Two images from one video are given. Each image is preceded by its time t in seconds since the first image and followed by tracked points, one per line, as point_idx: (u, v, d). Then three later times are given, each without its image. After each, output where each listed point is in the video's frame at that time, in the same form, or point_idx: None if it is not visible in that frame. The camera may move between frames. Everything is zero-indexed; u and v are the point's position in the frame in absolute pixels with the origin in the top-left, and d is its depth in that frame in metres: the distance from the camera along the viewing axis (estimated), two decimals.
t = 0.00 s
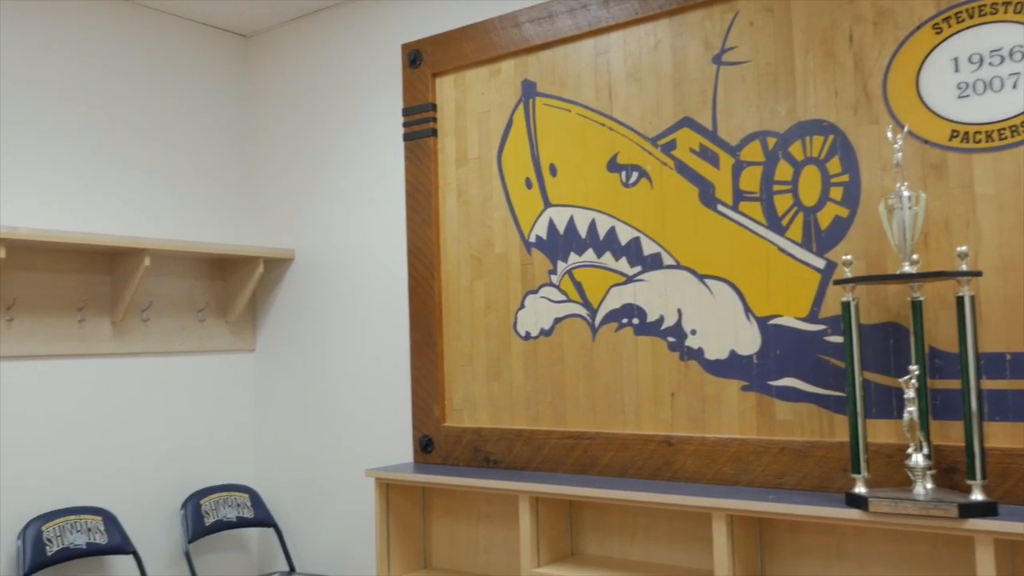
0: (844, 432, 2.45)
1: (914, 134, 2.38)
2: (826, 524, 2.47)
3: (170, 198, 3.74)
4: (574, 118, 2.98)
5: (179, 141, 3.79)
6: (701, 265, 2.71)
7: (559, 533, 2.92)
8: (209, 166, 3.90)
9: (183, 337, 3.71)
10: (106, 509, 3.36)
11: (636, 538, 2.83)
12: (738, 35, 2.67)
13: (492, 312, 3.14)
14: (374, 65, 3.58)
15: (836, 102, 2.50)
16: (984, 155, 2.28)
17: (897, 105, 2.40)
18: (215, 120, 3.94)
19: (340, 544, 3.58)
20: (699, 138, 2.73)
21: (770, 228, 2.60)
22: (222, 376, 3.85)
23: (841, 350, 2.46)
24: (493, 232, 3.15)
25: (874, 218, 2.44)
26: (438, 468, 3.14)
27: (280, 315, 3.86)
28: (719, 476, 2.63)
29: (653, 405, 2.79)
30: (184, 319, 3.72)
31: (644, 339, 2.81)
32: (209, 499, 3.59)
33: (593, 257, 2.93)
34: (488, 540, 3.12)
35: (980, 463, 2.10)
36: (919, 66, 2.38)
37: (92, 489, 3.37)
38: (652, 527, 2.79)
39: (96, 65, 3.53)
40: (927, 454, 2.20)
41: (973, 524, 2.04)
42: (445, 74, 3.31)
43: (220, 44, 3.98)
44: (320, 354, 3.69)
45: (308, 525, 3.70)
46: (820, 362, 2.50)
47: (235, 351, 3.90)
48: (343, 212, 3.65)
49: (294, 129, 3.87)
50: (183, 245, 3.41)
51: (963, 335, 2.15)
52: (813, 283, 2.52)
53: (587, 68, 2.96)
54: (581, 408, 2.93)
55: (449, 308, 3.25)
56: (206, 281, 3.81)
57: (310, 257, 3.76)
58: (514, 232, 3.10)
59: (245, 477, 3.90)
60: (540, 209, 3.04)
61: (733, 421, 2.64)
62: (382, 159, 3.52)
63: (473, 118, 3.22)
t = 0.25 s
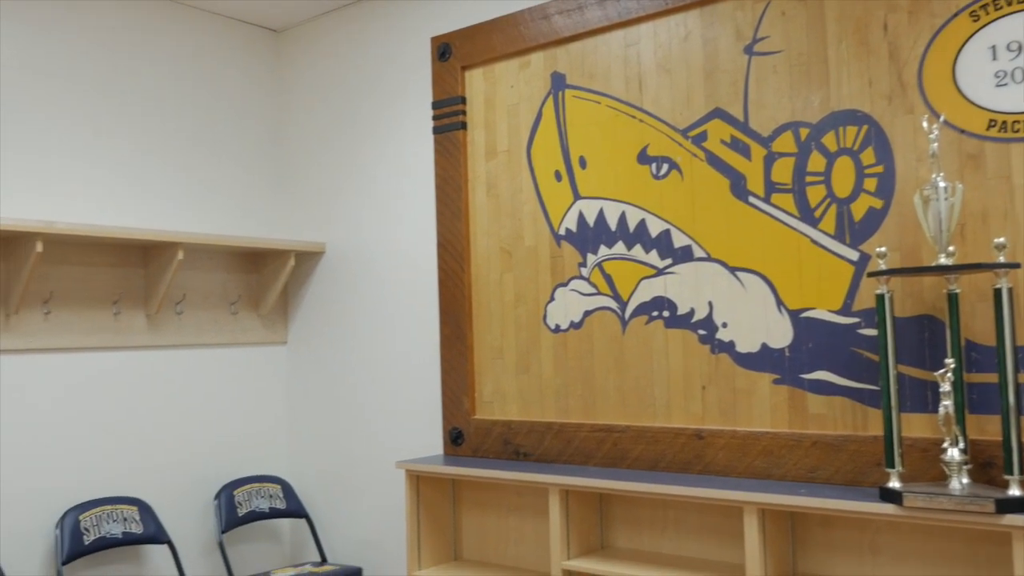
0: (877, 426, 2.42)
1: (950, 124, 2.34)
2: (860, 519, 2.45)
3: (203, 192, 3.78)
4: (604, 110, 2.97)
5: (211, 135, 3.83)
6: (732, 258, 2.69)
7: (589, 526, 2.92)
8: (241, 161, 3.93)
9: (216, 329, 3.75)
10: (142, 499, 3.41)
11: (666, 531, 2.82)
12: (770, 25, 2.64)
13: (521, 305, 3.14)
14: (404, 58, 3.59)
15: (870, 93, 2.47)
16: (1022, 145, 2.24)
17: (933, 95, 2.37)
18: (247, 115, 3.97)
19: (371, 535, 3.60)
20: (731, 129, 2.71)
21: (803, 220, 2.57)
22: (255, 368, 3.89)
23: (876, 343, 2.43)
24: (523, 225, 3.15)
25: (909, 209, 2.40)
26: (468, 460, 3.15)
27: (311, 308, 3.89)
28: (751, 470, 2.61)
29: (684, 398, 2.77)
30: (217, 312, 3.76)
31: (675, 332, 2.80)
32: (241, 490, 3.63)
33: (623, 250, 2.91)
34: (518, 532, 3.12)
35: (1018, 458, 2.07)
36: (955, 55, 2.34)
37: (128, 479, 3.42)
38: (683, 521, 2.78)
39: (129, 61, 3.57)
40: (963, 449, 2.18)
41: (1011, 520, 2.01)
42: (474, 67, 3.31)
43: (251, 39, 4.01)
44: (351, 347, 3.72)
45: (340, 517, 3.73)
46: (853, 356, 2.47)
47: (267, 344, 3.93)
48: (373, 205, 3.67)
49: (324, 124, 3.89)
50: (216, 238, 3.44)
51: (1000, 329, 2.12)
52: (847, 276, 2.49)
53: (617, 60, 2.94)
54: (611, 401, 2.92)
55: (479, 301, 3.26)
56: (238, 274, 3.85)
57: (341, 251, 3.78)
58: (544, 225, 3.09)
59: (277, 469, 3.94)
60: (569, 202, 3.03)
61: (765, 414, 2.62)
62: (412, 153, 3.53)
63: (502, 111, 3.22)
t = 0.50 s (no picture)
0: (911, 419, 2.39)
1: (987, 113, 2.30)
2: (893, 514, 2.42)
3: (235, 186, 3.82)
4: (633, 101, 2.95)
5: (242, 129, 3.86)
6: (763, 249, 2.67)
7: (619, 518, 2.91)
8: (272, 155, 3.96)
9: (248, 321, 3.78)
10: (176, 489, 3.46)
11: (696, 524, 2.81)
12: (802, 14, 2.61)
13: (550, 297, 3.14)
14: (433, 51, 3.59)
15: (904, 81, 2.43)
16: None
17: (969, 83, 2.33)
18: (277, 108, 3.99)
19: (401, 526, 3.62)
20: (762, 120, 2.68)
21: (835, 211, 2.54)
22: (286, 360, 3.92)
23: (910, 335, 2.41)
24: (552, 217, 3.14)
25: (944, 200, 2.37)
26: (497, 452, 3.15)
27: (342, 301, 3.92)
28: (782, 463, 2.59)
29: (714, 391, 2.76)
30: (249, 304, 3.79)
31: (705, 324, 2.78)
32: (273, 480, 3.66)
33: (653, 241, 2.90)
34: (547, 524, 3.13)
35: None
36: (992, 42, 2.29)
37: (162, 469, 3.47)
38: (713, 514, 2.77)
39: (160, 56, 3.61)
40: (999, 443, 2.14)
41: None
42: (503, 59, 3.31)
43: (281, 33, 4.04)
44: (381, 339, 3.74)
45: (370, 508, 3.75)
46: (887, 348, 2.44)
47: (299, 336, 3.97)
48: (403, 198, 3.68)
49: (354, 117, 3.91)
50: (248, 232, 3.47)
51: None
52: (880, 267, 2.46)
53: (647, 50, 2.92)
54: (641, 393, 2.91)
55: (508, 293, 3.26)
56: (270, 267, 3.88)
57: (370, 243, 3.80)
58: (573, 217, 3.09)
59: (309, 460, 3.97)
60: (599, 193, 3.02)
61: (796, 407, 2.59)
62: (441, 145, 3.54)
63: (531, 102, 3.21)
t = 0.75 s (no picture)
0: (952, 413, 2.36)
1: None
2: (933, 509, 2.39)
3: (271, 180, 3.85)
4: (668, 91, 2.93)
5: (277, 124, 3.89)
6: (800, 240, 2.64)
7: (654, 511, 2.90)
8: (307, 148, 3.99)
9: (284, 314, 3.82)
10: (214, 479, 3.50)
11: (732, 518, 2.79)
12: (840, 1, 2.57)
13: (585, 289, 3.13)
14: (466, 43, 3.59)
15: (945, 69, 2.39)
16: None
17: (1013, 70, 2.28)
18: (311, 102, 4.02)
19: (436, 518, 3.64)
20: (799, 109, 2.65)
21: (874, 201, 2.50)
22: (322, 352, 3.95)
23: (951, 328, 2.37)
24: (586, 209, 3.13)
25: (987, 190, 2.32)
26: (532, 444, 3.16)
27: (376, 294, 3.94)
28: (819, 457, 2.56)
29: (750, 384, 2.74)
30: (285, 297, 3.83)
31: (741, 316, 2.76)
32: (310, 471, 3.67)
33: (688, 233, 2.88)
34: (582, 517, 3.13)
35: None
36: None
37: (200, 460, 3.51)
38: (749, 508, 2.75)
39: (197, 51, 3.65)
40: None
41: None
42: (536, 50, 3.29)
43: (315, 28, 4.06)
44: (415, 332, 3.76)
45: (405, 499, 3.78)
46: (927, 341, 2.41)
47: (334, 328, 4.00)
48: (437, 191, 3.69)
49: (388, 110, 3.92)
50: (283, 225, 3.50)
51: None
52: (920, 259, 2.42)
53: (681, 40, 2.90)
54: (676, 386, 2.89)
55: (542, 285, 3.26)
56: (306, 260, 3.91)
57: (405, 237, 3.81)
58: (607, 209, 3.07)
59: (345, 451, 4.01)
60: (633, 185, 3.01)
61: (834, 400, 2.57)
62: (475, 138, 3.54)
63: (565, 94, 3.20)
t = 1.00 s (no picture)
0: (997, 407, 2.31)
1: None
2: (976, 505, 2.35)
3: (308, 174, 3.88)
4: (706, 82, 2.90)
5: (315, 117, 3.92)
6: (840, 232, 2.60)
7: (691, 505, 2.89)
8: (345, 142, 4.01)
9: (322, 306, 3.85)
10: (254, 469, 3.55)
11: (770, 512, 2.77)
12: None
13: (621, 281, 3.11)
14: (502, 35, 3.58)
15: (991, 57, 2.34)
16: None
17: None
18: (348, 96, 4.04)
19: (473, 509, 3.65)
20: (839, 99, 2.61)
21: (916, 192, 2.46)
22: (360, 344, 3.98)
23: (995, 320, 2.33)
24: (623, 200, 3.11)
25: None
26: (568, 437, 3.15)
27: (413, 286, 3.96)
28: (859, 451, 2.53)
29: (789, 377, 2.71)
30: (322, 290, 3.86)
31: (780, 309, 2.73)
32: (348, 462, 3.69)
33: (726, 225, 2.85)
34: (619, 510, 3.12)
35: None
36: None
37: (240, 450, 3.56)
38: (787, 502, 2.73)
39: (235, 46, 3.68)
40: None
41: None
42: (573, 42, 3.28)
43: (353, 22, 4.08)
44: (451, 325, 3.77)
45: (442, 490, 3.80)
46: (971, 334, 2.37)
47: (372, 320, 4.02)
48: (473, 183, 3.70)
49: (425, 102, 3.93)
50: (321, 218, 3.53)
51: None
52: (965, 250, 2.38)
53: (720, 30, 2.87)
54: (714, 379, 2.87)
55: (578, 278, 3.25)
56: (343, 253, 3.94)
57: (441, 229, 3.83)
58: (644, 200, 3.05)
59: (383, 442, 4.03)
60: (670, 176, 2.98)
61: (875, 394, 2.53)
62: (511, 130, 3.53)
63: (601, 85, 3.18)
